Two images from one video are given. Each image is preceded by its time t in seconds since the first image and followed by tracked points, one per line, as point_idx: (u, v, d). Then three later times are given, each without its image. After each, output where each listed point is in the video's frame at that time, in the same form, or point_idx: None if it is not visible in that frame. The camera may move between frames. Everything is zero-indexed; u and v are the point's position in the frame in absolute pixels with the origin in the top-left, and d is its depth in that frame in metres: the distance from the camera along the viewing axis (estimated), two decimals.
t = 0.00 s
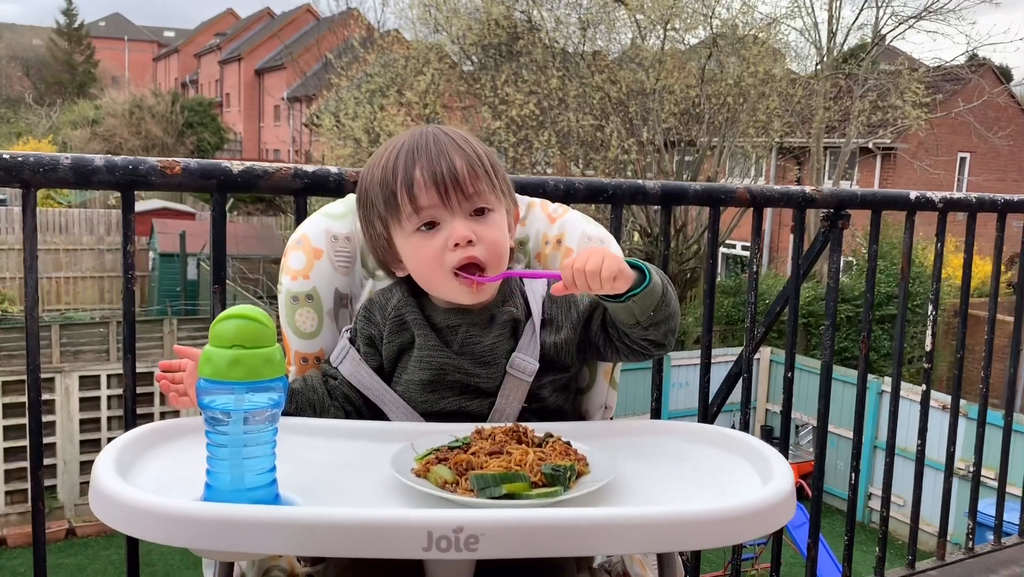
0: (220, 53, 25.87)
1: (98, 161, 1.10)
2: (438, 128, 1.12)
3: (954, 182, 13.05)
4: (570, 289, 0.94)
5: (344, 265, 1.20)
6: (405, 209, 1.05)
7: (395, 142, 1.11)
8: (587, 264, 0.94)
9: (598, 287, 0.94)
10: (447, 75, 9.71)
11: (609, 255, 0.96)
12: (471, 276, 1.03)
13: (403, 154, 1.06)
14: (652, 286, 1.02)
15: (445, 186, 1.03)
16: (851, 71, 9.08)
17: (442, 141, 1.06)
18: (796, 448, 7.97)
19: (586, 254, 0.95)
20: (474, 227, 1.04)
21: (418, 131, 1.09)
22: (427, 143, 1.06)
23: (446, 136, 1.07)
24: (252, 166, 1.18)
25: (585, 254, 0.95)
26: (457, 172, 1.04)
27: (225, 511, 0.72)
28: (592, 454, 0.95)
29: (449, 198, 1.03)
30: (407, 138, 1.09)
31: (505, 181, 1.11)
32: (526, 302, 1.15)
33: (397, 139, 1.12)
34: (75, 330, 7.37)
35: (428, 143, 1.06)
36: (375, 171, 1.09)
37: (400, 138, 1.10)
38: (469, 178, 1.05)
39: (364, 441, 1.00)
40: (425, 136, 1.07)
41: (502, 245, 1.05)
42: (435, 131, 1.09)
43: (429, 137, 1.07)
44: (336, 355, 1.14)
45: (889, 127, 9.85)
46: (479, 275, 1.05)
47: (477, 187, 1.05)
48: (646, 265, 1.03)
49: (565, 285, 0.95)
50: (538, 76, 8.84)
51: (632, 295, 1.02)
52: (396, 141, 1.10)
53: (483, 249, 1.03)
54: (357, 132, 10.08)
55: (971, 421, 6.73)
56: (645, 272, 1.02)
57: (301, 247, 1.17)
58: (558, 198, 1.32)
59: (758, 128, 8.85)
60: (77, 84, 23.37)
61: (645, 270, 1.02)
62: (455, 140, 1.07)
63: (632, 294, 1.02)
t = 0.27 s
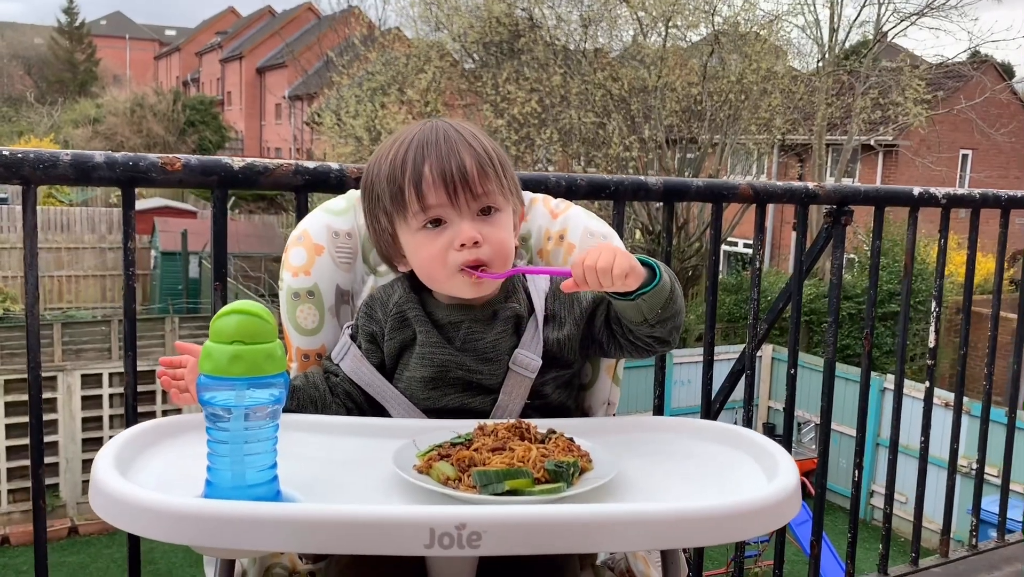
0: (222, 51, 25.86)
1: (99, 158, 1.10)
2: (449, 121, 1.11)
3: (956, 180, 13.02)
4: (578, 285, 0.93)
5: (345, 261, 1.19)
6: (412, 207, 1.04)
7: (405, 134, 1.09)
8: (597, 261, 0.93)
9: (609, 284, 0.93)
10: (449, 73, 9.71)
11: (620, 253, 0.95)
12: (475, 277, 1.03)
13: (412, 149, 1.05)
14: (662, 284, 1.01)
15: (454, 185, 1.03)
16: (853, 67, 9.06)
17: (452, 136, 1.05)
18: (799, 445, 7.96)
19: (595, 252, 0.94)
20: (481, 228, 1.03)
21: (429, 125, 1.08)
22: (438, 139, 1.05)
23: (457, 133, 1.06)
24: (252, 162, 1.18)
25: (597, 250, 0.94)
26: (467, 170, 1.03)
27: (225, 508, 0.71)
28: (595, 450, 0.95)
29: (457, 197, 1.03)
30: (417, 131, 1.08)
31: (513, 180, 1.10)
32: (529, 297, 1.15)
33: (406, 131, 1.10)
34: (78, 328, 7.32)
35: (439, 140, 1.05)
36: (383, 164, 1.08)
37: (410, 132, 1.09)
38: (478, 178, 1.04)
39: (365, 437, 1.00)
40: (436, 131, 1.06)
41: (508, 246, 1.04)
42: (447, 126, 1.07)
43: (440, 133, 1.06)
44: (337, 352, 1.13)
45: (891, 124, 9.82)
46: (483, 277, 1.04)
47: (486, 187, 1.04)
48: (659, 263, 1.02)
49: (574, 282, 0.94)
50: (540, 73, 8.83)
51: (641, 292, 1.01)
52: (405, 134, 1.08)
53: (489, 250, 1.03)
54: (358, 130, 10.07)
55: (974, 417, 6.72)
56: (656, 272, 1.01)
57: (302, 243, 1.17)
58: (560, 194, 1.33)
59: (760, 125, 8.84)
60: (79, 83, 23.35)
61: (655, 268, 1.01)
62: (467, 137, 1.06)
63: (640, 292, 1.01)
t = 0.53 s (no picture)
0: (223, 49, 25.85)
1: (95, 154, 1.09)
2: (454, 114, 1.09)
3: (958, 175, 12.99)
4: (584, 291, 0.93)
5: (343, 257, 1.18)
6: (411, 205, 1.03)
7: (407, 126, 1.08)
8: (603, 267, 0.92)
9: (614, 290, 0.92)
10: (450, 70, 9.69)
11: (627, 259, 0.94)
12: (472, 277, 1.03)
13: (414, 146, 1.04)
14: (668, 287, 1.00)
15: (454, 185, 1.02)
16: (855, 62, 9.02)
17: (456, 133, 1.04)
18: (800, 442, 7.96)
19: (601, 256, 0.93)
20: (479, 231, 1.02)
21: (432, 119, 1.06)
22: (441, 136, 1.04)
23: (461, 130, 1.05)
24: (249, 159, 1.17)
25: (604, 255, 0.94)
26: (468, 171, 1.02)
27: (219, 505, 0.70)
28: (594, 448, 0.94)
29: (457, 199, 1.02)
30: (420, 125, 1.06)
31: (515, 177, 1.09)
32: (528, 293, 1.14)
33: (409, 123, 1.09)
34: (80, 327, 7.20)
35: (441, 137, 1.03)
36: (384, 157, 1.06)
37: (413, 124, 1.07)
38: (479, 178, 1.03)
39: (362, 435, 0.99)
40: (439, 128, 1.04)
41: (507, 247, 1.04)
42: (451, 121, 1.06)
43: (443, 129, 1.04)
44: (335, 348, 1.13)
45: (893, 119, 9.79)
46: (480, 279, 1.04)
47: (487, 188, 1.03)
48: (666, 266, 1.01)
49: (580, 286, 0.94)
50: (541, 70, 8.82)
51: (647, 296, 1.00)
52: (408, 127, 1.07)
53: (487, 250, 1.03)
54: (359, 127, 10.05)
55: (976, 413, 6.70)
56: (664, 278, 1.00)
57: (299, 239, 1.16)
58: (559, 188, 1.29)
59: (762, 121, 8.81)
60: (81, 81, 23.36)
61: (661, 272, 1.01)
62: (470, 134, 1.05)
63: (647, 295, 1.00)
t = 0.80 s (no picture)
0: (226, 45, 25.82)
1: (89, 147, 1.07)
2: (446, 107, 1.07)
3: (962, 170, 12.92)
4: (595, 290, 0.91)
5: (339, 251, 1.17)
6: (399, 198, 1.02)
7: (397, 120, 1.07)
8: (612, 265, 0.90)
9: (626, 290, 0.91)
10: (453, 65, 9.65)
11: (638, 257, 0.92)
12: (463, 272, 1.01)
13: (401, 139, 1.02)
14: (680, 287, 0.99)
15: (441, 178, 1.00)
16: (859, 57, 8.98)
17: (443, 125, 1.02)
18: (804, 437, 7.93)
19: (609, 254, 0.92)
20: (468, 224, 1.01)
21: (422, 111, 1.05)
22: (428, 129, 1.02)
23: (449, 121, 1.03)
24: (246, 152, 1.15)
25: (615, 252, 0.92)
26: (455, 163, 1.00)
27: (208, 504, 0.69)
28: (594, 443, 0.92)
29: (445, 191, 1.00)
30: (409, 118, 1.05)
31: (509, 169, 1.06)
32: (527, 287, 1.12)
33: (401, 116, 1.08)
34: (82, 322, 7.27)
35: (429, 129, 1.02)
36: (374, 151, 1.05)
37: (404, 118, 1.06)
38: (467, 170, 1.01)
39: (358, 431, 0.97)
40: (428, 119, 1.03)
41: (498, 241, 1.02)
42: (440, 113, 1.04)
43: (431, 121, 1.03)
44: (330, 343, 1.11)
45: (897, 114, 9.74)
46: (472, 273, 1.02)
47: (475, 180, 1.01)
48: (675, 263, 0.99)
49: (591, 286, 0.91)
50: (544, 65, 8.79)
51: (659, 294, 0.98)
52: (398, 122, 1.06)
53: (478, 244, 1.01)
54: (361, 123, 10.02)
55: (981, 409, 6.67)
56: (675, 277, 0.98)
57: (295, 232, 1.14)
58: (560, 181, 1.27)
59: (765, 116, 8.76)
60: (84, 77, 23.35)
61: (672, 270, 0.98)
62: (459, 126, 1.03)
63: (657, 295, 0.98)
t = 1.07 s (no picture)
0: (233, 40, 25.79)
1: (90, 138, 1.05)
2: (446, 97, 1.04)
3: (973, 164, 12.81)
4: (602, 287, 0.88)
5: (342, 244, 1.14)
6: (398, 194, 0.99)
7: (397, 112, 1.04)
8: (621, 261, 0.88)
9: (635, 287, 0.88)
10: (460, 60, 9.60)
11: (647, 253, 0.90)
12: (465, 267, 0.99)
13: (399, 132, 1.00)
14: (691, 283, 0.96)
15: (441, 173, 0.97)
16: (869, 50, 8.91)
17: (442, 117, 0.99)
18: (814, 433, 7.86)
19: (617, 248, 0.89)
20: (470, 219, 0.97)
21: (421, 102, 1.02)
22: (427, 121, 0.99)
23: (449, 114, 1.00)
24: (249, 143, 1.12)
25: (623, 247, 0.89)
26: (455, 156, 0.97)
27: (204, 505, 0.66)
28: (604, 441, 0.89)
29: (445, 185, 0.97)
30: (408, 111, 1.02)
31: (512, 160, 1.03)
32: (534, 281, 1.10)
33: (400, 108, 1.05)
34: (90, 316, 7.36)
35: (428, 122, 0.99)
36: (373, 145, 1.03)
37: (403, 109, 1.03)
38: (468, 164, 0.98)
39: (361, 427, 0.95)
40: (427, 111, 1.00)
41: (501, 235, 1.00)
42: (440, 105, 1.01)
43: (431, 113, 1.00)
44: (333, 338, 1.08)
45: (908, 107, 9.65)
46: (474, 268, 1.00)
47: (477, 174, 0.98)
48: (684, 257, 0.96)
49: (598, 283, 0.89)
50: (552, 58, 8.73)
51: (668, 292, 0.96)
52: (397, 113, 1.03)
53: (480, 239, 0.98)
54: (369, 117, 9.99)
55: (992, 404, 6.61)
56: (685, 272, 0.96)
57: (297, 225, 1.12)
58: (568, 174, 1.26)
59: (773, 110, 8.69)
60: (92, 73, 23.37)
61: (681, 265, 0.96)
62: (459, 118, 1.00)
63: (666, 293, 0.96)
